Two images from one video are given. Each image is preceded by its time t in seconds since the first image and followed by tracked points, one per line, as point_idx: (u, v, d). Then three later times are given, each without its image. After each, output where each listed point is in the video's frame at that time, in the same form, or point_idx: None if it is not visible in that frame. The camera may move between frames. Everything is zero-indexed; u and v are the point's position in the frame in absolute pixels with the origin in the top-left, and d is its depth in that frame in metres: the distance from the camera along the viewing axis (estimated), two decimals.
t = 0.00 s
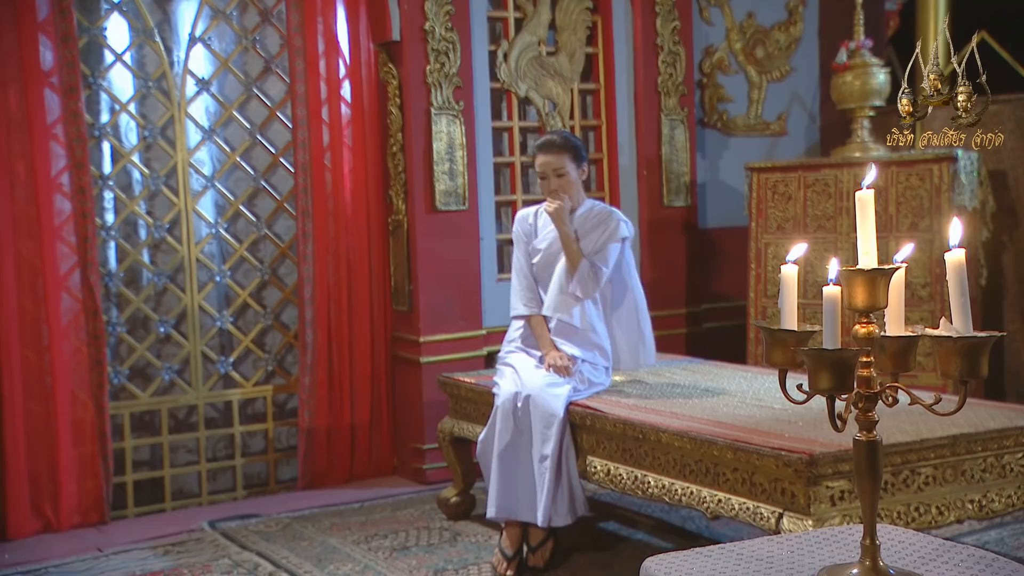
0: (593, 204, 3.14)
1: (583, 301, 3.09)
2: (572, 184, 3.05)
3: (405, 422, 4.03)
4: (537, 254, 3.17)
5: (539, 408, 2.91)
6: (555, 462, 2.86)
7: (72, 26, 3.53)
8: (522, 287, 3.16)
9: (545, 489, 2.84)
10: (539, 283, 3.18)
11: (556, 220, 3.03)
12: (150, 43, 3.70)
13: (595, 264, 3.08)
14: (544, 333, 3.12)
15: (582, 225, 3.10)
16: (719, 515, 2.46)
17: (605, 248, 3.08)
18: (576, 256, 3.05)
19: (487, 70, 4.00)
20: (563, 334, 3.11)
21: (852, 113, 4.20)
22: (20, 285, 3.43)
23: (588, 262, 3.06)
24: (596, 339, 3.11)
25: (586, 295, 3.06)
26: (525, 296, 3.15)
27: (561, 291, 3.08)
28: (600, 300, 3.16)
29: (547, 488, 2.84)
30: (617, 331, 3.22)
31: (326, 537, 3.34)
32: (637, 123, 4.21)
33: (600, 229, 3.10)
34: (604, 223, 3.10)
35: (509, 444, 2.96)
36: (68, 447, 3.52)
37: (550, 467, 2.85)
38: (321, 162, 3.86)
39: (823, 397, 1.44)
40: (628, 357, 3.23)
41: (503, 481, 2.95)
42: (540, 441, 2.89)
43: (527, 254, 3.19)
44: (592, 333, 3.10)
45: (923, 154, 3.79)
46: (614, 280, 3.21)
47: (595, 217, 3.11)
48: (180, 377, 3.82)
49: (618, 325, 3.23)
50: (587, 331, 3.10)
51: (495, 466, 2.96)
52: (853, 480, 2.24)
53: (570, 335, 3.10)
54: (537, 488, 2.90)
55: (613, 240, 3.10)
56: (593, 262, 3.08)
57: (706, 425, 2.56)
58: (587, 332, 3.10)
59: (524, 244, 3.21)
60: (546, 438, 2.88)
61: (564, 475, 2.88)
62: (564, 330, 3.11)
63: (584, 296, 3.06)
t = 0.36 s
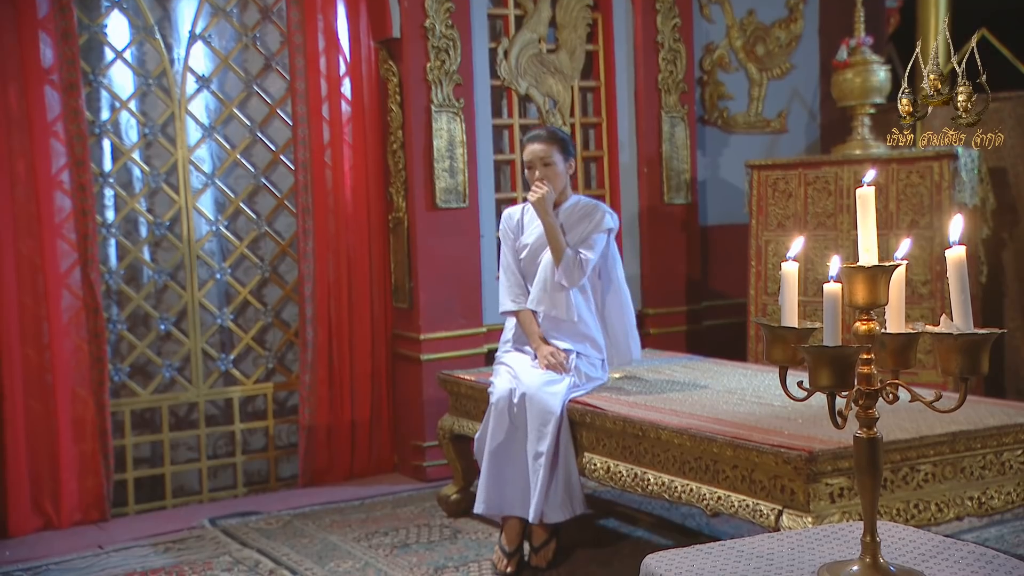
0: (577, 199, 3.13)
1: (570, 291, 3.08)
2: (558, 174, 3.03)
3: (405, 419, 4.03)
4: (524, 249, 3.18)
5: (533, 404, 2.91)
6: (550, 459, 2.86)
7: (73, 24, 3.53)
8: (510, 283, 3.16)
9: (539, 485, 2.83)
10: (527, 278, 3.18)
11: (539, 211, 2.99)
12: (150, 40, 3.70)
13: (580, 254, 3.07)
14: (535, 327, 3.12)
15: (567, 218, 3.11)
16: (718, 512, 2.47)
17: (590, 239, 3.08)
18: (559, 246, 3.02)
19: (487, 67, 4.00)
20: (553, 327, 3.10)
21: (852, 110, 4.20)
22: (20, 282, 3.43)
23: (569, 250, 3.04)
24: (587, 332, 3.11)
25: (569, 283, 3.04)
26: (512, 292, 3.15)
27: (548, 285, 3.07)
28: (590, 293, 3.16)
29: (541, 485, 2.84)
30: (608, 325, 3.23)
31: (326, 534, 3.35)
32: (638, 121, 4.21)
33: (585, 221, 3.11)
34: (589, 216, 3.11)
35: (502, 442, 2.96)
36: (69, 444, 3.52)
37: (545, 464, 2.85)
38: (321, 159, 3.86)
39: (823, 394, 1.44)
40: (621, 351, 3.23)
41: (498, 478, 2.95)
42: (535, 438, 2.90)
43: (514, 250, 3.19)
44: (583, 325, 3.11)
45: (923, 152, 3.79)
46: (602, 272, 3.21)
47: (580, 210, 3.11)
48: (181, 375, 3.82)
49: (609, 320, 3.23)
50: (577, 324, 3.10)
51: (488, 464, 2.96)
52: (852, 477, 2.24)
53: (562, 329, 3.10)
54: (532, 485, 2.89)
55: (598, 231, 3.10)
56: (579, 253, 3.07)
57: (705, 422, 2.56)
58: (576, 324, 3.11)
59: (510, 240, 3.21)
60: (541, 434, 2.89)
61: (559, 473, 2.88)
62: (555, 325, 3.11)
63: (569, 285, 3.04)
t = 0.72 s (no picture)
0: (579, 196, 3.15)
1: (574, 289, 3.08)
2: (558, 163, 3.05)
3: (406, 415, 4.04)
4: (524, 245, 3.18)
5: (536, 400, 2.92)
6: (552, 455, 2.87)
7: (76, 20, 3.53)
8: (512, 281, 3.17)
9: (541, 481, 2.84)
10: (528, 276, 3.19)
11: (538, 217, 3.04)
12: (152, 36, 3.70)
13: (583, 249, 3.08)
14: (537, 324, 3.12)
15: (568, 215, 3.14)
16: (719, 508, 2.47)
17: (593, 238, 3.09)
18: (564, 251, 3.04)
19: (489, 63, 4.00)
20: (555, 324, 3.11)
21: (853, 106, 4.20)
22: (22, 277, 3.43)
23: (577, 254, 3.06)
24: (589, 328, 3.12)
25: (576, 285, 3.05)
26: (513, 289, 3.15)
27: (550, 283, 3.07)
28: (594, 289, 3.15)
29: (543, 481, 2.85)
30: (612, 322, 3.22)
31: (328, 529, 3.35)
32: (639, 117, 4.21)
33: (587, 219, 3.13)
34: (591, 213, 3.13)
35: (505, 438, 2.97)
36: (71, 440, 3.52)
37: (547, 460, 2.86)
38: (321, 155, 3.86)
39: (825, 389, 1.44)
40: (625, 347, 3.21)
41: (500, 473, 2.96)
42: (537, 434, 2.90)
43: (514, 248, 3.20)
44: (587, 322, 3.11)
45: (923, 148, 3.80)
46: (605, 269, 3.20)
47: (580, 207, 3.14)
48: (183, 370, 3.83)
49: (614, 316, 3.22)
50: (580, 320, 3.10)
51: (490, 460, 2.97)
52: (853, 473, 2.25)
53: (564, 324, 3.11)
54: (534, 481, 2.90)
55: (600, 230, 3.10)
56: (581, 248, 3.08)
57: (706, 418, 2.57)
58: (581, 321, 3.11)
59: (511, 237, 3.22)
60: (543, 430, 2.90)
61: (561, 469, 2.89)
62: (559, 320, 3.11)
63: (577, 286, 3.05)
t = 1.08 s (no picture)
0: (580, 199, 3.14)
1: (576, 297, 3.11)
2: (561, 164, 3.06)
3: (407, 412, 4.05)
4: (522, 247, 3.20)
5: (535, 399, 2.92)
6: (551, 453, 2.87)
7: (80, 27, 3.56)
8: (508, 281, 3.21)
9: (541, 479, 2.85)
10: (526, 276, 3.21)
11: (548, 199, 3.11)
12: (153, 33, 3.70)
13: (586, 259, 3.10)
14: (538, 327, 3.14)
15: (568, 218, 3.12)
16: (719, 504, 2.48)
17: (597, 244, 3.10)
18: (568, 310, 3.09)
19: (489, 60, 4.01)
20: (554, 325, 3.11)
21: (853, 103, 4.20)
22: (24, 273, 3.44)
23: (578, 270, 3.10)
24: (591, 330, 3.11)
25: (592, 316, 3.09)
26: (510, 290, 3.19)
27: (553, 292, 3.11)
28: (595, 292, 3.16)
29: (543, 480, 2.85)
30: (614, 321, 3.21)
31: (329, 525, 3.36)
32: (639, 114, 4.22)
33: (588, 223, 3.11)
34: (591, 218, 3.11)
35: (505, 436, 2.97)
36: (73, 436, 3.53)
37: (547, 458, 2.87)
38: (321, 152, 3.86)
39: (825, 386, 1.45)
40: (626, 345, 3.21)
41: (501, 471, 2.96)
42: (536, 433, 2.91)
43: (513, 248, 3.23)
44: (586, 322, 3.11)
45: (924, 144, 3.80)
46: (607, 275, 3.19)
47: (579, 213, 3.12)
48: (183, 367, 3.83)
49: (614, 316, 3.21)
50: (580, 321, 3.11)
51: (489, 458, 2.97)
52: (853, 469, 2.25)
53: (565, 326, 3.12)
54: (535, 479, 2.91)
55: (604, 234, 3.10)
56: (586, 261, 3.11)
57: (706, 414, 2.57)
58: (579, 321, 3.11)
59: (509, 238, 3.24)
60: (542, 430, 2.90)
61: (561, 467, 2.89)
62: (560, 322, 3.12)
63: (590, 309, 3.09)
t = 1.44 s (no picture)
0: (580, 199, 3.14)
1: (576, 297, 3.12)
2: (560, 164, 3.06)
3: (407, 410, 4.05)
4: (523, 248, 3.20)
5: (535, 397, 2.92)
6: (552, 452, 2.88)
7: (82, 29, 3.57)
8: (508, 281, 3.21)
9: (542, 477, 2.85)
10: (527, 277, 3.21)
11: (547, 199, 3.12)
12: (154, 32, 3.70)
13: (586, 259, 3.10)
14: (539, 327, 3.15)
15: (568, 218, 3.12)
16: (720, 502, 2.48)
17: (598, 242, 3.10)
18: (568, 314, 3.10)
19: (489, 58, 4.01)
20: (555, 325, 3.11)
21: (854, 101, 4.21)
22: (25, 272, 3.44)
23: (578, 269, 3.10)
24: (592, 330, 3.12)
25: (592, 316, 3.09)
26: (512, 292, 3.20)
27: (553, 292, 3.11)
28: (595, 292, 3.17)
29: (544, 478, 2.86)
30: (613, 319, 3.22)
31: (329, 523, 3.36)
32: (639, 112, 4.22)
33: (589, 222, 3.11)
34: (592, 217, 3.11)
35: (505, 434, 2.97)
36: (74, 434, 3.54)
37: (547, 456, 2.87)
38: (321, 151, 3.86)
39: (826, 383, 1.45)
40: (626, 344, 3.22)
41: (502, 469, 2.96)
42: (537, 431, 2.91)
43: (513, 250, 3.23)
44: (586, 321, 3.12)
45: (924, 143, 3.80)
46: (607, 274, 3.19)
47: (580, 210, 3.12)
48: (184, 365, 3.84)
49: (615, 312, 3.22)
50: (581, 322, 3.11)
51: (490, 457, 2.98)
52: (853, 468, 2.25)
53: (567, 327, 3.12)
54: (535, 477, 2.91)
55: (604, 233, 3.10)
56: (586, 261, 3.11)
57: (707, 413, 2.57)
58: (578, 321, 3.11)
59: (510, 240, 3.24)
60: (542, 429, 2.90)
61: (562, 466, 2.89)
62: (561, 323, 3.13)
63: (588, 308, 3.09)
